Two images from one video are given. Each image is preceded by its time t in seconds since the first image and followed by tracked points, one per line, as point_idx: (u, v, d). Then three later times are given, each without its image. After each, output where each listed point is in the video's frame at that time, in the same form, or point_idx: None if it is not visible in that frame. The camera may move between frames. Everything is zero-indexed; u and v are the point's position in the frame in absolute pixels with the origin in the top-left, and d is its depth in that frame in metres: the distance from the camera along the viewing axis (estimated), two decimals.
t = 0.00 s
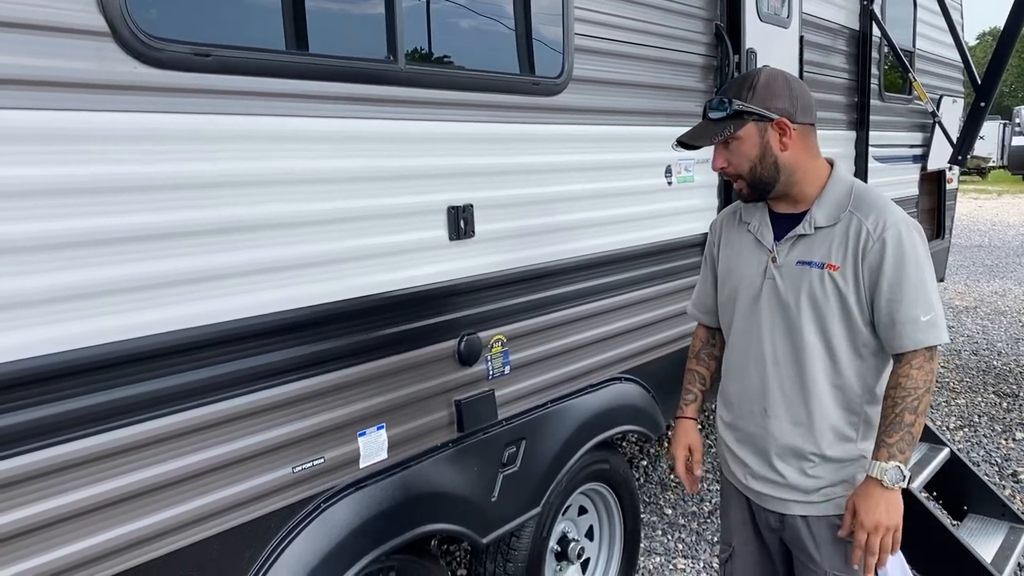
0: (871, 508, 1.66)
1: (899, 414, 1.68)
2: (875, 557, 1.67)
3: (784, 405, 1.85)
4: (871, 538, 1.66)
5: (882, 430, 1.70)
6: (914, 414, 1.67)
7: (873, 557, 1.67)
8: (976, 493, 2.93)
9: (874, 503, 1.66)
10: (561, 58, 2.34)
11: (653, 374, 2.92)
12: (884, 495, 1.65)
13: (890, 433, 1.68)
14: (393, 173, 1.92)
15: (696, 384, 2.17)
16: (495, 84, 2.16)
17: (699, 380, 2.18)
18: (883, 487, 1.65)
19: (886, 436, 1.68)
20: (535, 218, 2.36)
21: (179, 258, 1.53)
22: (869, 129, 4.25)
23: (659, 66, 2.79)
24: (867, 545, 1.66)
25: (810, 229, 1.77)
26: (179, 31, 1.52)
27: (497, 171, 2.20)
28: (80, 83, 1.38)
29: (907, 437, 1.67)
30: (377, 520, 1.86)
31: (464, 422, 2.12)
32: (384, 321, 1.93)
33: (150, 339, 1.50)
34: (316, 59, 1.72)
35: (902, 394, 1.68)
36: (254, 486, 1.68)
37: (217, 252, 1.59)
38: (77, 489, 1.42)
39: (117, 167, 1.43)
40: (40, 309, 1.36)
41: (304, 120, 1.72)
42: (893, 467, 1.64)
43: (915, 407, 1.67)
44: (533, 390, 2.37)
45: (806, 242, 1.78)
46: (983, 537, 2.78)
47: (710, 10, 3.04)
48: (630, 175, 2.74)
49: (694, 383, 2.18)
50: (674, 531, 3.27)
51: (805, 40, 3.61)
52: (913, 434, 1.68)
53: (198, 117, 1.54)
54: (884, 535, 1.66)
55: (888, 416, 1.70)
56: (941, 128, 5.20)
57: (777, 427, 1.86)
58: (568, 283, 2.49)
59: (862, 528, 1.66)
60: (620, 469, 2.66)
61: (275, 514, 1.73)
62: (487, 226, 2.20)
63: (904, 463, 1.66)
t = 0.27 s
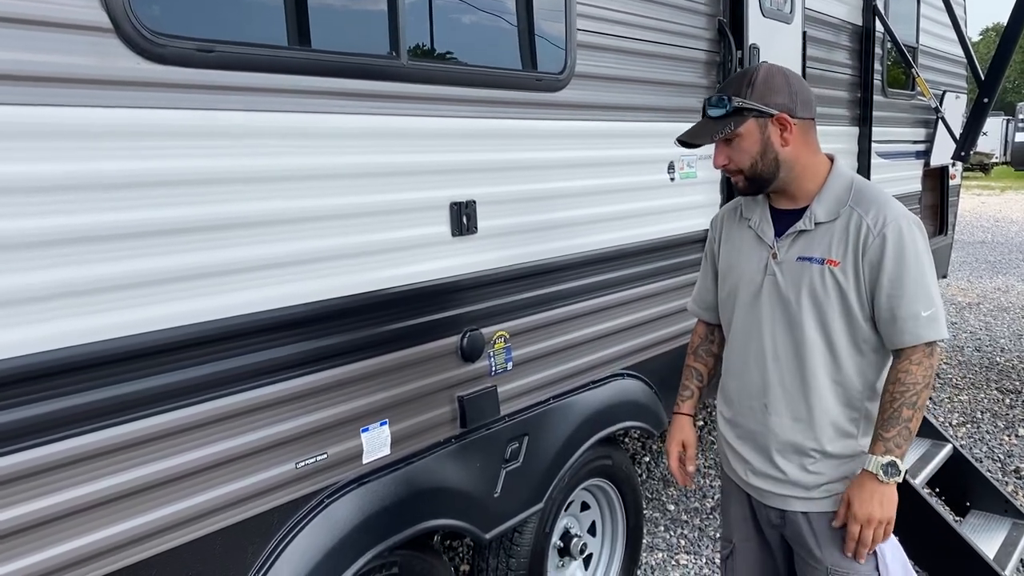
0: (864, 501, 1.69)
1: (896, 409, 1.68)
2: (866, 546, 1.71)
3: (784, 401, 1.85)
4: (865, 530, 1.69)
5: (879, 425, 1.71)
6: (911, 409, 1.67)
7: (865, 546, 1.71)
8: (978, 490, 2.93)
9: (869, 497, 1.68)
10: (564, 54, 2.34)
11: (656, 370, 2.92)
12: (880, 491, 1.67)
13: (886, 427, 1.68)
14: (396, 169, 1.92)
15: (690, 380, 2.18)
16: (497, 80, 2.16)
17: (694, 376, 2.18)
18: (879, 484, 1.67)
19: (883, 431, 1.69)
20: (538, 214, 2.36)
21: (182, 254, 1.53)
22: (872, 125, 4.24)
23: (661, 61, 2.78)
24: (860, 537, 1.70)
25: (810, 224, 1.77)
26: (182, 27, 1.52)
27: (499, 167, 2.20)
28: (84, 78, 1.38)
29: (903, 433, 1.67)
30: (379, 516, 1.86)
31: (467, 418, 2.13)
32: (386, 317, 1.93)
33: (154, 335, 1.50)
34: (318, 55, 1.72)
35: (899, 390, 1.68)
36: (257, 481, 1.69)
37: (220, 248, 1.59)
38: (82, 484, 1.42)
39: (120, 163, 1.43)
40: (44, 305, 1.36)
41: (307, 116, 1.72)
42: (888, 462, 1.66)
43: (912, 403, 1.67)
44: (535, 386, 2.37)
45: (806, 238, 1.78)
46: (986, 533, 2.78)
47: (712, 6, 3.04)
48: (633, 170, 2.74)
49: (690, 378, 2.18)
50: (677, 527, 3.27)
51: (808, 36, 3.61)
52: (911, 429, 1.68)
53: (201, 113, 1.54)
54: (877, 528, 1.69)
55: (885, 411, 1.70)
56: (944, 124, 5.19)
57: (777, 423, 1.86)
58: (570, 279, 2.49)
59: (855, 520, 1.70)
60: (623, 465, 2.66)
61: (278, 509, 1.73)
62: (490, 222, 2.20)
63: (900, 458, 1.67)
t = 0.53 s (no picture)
0: (865, 497, 1.69)
1: (897, 405, 1.68)
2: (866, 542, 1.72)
3: (785, 397, 1.85)
4: (865, 527, 1.70)
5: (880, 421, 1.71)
6: (912, 405, 1.67)
7: (864, 542, 1.71)
8: (981, 486, 2.94)
9: (869, 493, 1.68)
10: (566, 50, 2.34)
11: (658, 367, 2.92)
12: (880, 487, 1.67)
13: (887, 423, 1.68)
14: (399, 166, 1.93)
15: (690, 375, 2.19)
16: (500, 77, 2.16)
17: (694, 372, 2.19)
18: (879, 480, 1.67)
19: (884, 427, 1.69)
20: (541, 210, 2.36)
21: (186, 251, 1.54)
22: (875, 121, 4.24)
23: (664, 57, 2.78)
24: (861, 534, 1.70)
25: (810, 221, 1.77)
26: (186, 24, 1.52)
27: (502, 164, 2.20)
28: (88, 76, 1.38)
29: (904, 429, 1.67)
30: (383, 512, 1.87)
31: (470, 414, 2.13)
32: (389, 313, 1.93)
33: (158, 332, 1.50)
34: (321, 52, 1.72)
35: (900, 385, 1.68)
36: (261, 477, 1.70)
37: (224, 245, 1.60)
38: (88, 480, 1.43)
39: (125, 160, 1.43)
40: (49, 302, 1.36)
41: (311, 113, 1.72)
42: (889, 457, 1.65)
43: (913, 399, 1.67)
44: (538, 382, 2.37)
45: (806, 235, 1.78)
46: (989, 529, 2.78)
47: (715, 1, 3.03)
48: (636, 167, 2.74)
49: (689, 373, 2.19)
50: (679, 523, 3.28)
51: (811, 31, 3.60)
52: (912, 425, 1.68)
53: (205, 110, 1.54)
54: (877, 523, 1.70)
55: (886, 407, 1.70)
56: (947, 119, 5.18)
57: (777, 420, 1.87)
58: (573, 275, 2.49)
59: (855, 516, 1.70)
60: (625, 462, 2.67)
61: (282, 505, 1.74)
62: (493, 219, 2.20)
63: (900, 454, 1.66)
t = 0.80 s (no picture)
0: (870, 487, 1.66)
1: (901, 399, 1.67)
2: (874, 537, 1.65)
3: (788, 392, 1.85)
4: (871, 517, 1.65)
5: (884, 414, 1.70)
6: (917, 400, 1.67)
7: (872, 537, 1.65)
8: (985, 482, 2.94)
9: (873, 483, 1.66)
10: (570, 45, 2.33)
11: (662, 362, 2.92)
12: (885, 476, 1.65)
13: (892, 417, 1.68)
14: (403, 161, 1.93)
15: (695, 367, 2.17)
16: (504, 72, 2.16)
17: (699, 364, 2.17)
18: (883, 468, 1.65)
19: (888, 420, 1.68)
20: (545, 205, 2.36)
21: (191, 245, 1.54)
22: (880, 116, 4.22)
23: (668, 52, 2.77)
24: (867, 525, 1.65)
25: (814, 216, 1.77)
26: (190, 19, 1.52)
27: (506, 159, 2.20)
28: (93, 70, 1.39)
29: (908, 422, 1.66)
30: (387, 506, 1.88)
31: (474, 409, 2.13)
32: (394, 308, 1.94)
33: (163, 326, 1.51)
34: (325, 46, 1.72)
35: (904, 380, 1.67)
36: (266, 471, 1.70)
37: (228, 239, 1.60)
38: (94, 473, 1.44)
39: (130, 155, 1.44)
40: (55, 297, 1.37)
41: (315, 107, 1.72)
42: (893, 450, 1.65)
43: (917, 393, 1.66)
44: (542, 378, 2.38)
45: (810, 230, 1.78)
46: (993, 524, 2.78)
47: None
48: (640, 162, 2.73)
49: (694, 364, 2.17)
50: (683, 518, 3.28)
51: (815, 26, 3.59)
52: (916, 419, 1.67)
53: (210, 105, 1.54)
54: (884, 516, 1.65)
55: (891, 400, 1.69)
56: (952, 114, 5.16)
57: (780, 415, 1.86)
58: (577, 271, 2.49)
59: (861, 507, 1.66)
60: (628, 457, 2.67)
61: (287, 499, 1.75)
62: (497, 214, 2.20)
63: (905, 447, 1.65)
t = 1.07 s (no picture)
0: (876, 483, 1.67)
1: (907, 394, 1.67)
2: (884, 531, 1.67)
3: (792, 386, 1.85)
4: (879, 513, 1.66)
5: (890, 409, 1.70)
6: (922, 394, 1.66)
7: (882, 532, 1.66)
8: (990, 477, 2.93)
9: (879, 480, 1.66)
10: (575, 39, 2.32)
11: (667, 357, 2.92)
12: (890, 472, 1.65)
13: (898, 412, 1.67)
14: (408, 155, 1.92)
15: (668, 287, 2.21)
16: (508, 66, 2.15)
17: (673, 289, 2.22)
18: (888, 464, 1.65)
19: (893, 415, 1.68)
20: (549, 200, 2.35)
21: (195, 239, 1.54)
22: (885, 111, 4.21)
23: (673, 46, 2.76)
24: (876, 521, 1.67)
25: (819, 210, 1.76)
26: (194, 12, 1.52)
27: (511, 153, 2.20)
28: (97, 64, 1.38)
29: (914, 417, 1.66)
30: (391, 501, 1.88)
31: (478, 403, 2.14)
32: (398, 303, 1.93)
33: (168, 320, 1.51)
34: (329, 40, 1.72)
35: (910, 375, 1.67)
36: (271, 465, 1.70)
37: (232, 233, 1.60)
38: (99, 467, 1.44)
39: (134, 148, 1.44)
40: (60, 290, 1.37)
41: (319, 101, 1.72)
42: (899, 445, 1.64)
43: (923, 388, 1.66)
44: (546, 372, 2.37)
45: (814, 224, 1.77)
46: (998, 519, 2.78)
47: None
48: (644, 156, 2.72)
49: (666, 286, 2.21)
50: (687, 513, 3.28)
51: (821, 20, 3.57)
52: (922, 414, 1.67)
53: (215, 98, 1.54)
54: (891, 510, 1.66)
55: (897, 395, 1.69)
56: (958, 109, 5.14)
57: (784, 410, 1.86)
58: (581, 265, 2.48)
59: (867, 503, 1.67)
60: (633, 451, 2.67)
61: (292, 493, 1.75)
62: (501, 209, 2.20)
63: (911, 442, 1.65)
